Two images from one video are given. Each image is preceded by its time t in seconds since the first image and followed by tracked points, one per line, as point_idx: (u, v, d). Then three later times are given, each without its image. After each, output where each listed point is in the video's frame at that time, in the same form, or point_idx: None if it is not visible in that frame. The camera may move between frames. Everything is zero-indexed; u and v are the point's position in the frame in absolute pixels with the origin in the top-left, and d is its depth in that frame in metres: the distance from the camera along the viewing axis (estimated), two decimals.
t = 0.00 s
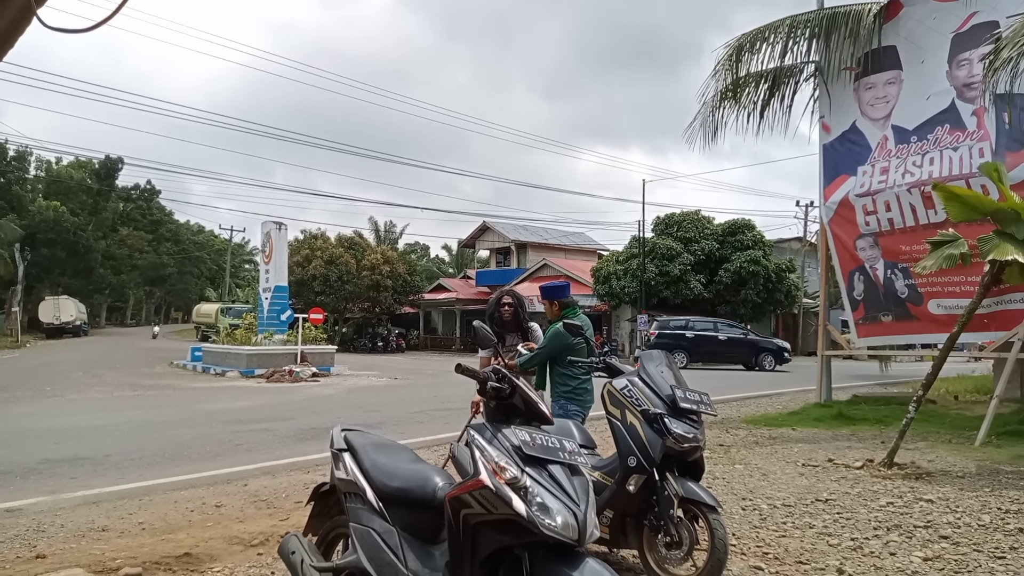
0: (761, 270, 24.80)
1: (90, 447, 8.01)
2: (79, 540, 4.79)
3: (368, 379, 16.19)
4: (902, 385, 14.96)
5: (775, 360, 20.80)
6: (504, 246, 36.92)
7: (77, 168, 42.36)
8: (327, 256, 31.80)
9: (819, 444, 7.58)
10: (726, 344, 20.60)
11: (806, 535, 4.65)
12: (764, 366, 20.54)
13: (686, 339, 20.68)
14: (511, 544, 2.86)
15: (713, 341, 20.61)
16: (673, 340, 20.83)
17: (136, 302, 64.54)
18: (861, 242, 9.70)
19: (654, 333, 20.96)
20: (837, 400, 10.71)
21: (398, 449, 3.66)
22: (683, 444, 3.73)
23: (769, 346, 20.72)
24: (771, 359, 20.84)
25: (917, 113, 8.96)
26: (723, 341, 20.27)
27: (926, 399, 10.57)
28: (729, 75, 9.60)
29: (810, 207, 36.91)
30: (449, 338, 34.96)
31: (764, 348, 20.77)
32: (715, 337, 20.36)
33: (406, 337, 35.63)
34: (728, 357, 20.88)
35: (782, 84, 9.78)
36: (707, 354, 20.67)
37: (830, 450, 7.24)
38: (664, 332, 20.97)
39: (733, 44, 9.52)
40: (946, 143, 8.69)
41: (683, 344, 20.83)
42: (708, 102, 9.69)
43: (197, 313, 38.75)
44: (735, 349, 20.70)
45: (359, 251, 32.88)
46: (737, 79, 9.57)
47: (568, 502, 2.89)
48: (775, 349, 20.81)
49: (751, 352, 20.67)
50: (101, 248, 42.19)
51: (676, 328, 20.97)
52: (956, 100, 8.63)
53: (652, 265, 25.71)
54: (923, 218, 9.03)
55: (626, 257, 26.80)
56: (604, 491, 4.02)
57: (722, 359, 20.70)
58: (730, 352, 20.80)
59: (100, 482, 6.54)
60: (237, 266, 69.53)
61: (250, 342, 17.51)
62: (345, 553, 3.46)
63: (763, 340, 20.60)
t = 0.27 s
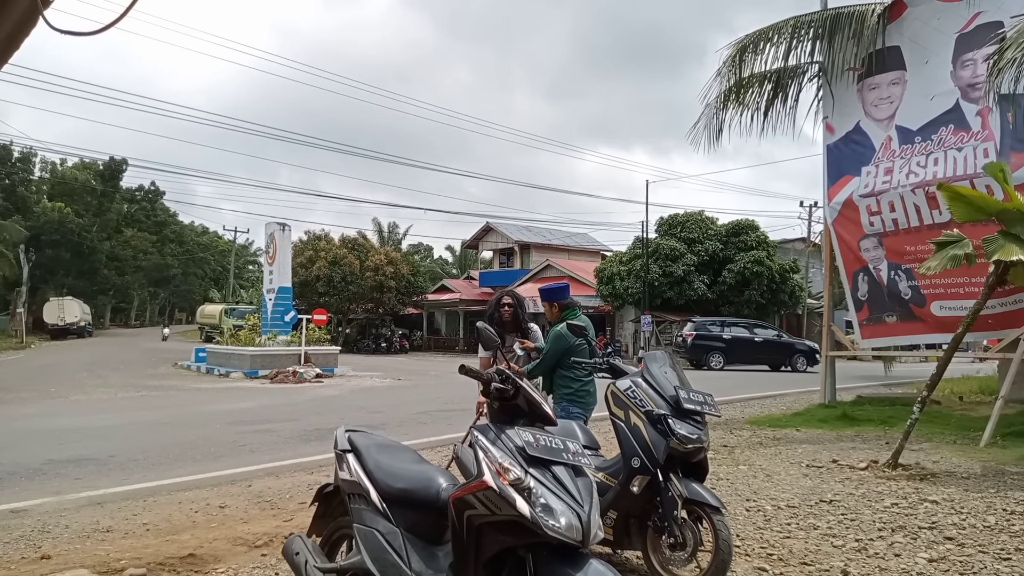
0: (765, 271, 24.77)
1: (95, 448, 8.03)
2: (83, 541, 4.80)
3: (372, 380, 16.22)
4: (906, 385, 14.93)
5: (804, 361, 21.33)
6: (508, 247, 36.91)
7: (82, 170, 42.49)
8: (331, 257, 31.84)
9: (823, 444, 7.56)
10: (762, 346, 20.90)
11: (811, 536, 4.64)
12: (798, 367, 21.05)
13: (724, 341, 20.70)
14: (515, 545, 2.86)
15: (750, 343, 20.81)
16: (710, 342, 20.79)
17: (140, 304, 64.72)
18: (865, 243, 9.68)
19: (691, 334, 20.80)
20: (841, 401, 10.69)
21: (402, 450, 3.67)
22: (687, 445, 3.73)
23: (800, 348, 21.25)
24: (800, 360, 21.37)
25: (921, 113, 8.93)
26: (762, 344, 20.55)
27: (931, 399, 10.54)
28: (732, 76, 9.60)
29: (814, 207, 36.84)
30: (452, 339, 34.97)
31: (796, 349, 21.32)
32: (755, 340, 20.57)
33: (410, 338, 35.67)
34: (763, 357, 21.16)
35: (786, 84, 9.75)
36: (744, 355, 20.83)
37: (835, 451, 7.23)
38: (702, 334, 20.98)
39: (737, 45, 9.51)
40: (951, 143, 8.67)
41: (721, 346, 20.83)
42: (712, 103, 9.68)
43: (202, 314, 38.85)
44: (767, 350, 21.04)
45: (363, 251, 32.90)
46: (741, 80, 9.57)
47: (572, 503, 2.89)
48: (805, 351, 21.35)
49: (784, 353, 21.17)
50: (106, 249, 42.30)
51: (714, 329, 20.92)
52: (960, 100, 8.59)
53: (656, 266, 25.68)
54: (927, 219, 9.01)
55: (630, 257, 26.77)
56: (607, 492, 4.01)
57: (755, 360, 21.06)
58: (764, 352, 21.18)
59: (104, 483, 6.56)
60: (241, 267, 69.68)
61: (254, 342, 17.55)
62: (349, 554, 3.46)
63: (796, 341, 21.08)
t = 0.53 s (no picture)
0: (769, 270, 24.75)
1: (99, 446, 8.06)
2: (88, 538, 4.82)
3: (375, 379, 16.24)
4: (910, 385, 14.91)
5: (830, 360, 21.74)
6: (511, 246, 36.91)
7: (86, 168, 42.60)
8: (334, 256, 31.88)
9: (826, 444, 7.55)
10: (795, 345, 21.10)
11: (814, 535, 4.64)
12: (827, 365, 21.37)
13: (759, 341, 20.81)
14: (518, 544, 2.87)
15: (784, 342, 20.96)
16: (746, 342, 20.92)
17: (144, 302, 64.89)
18: (869, 242, 9.66)
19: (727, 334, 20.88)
20: (845, 400, 10.67)
21: (405, 449, 3.67)
22: (690, 445, 3.72)
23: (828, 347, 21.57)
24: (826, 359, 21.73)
25: (925, 113, 8.92)
26: (797, 344, 20.73)
27: (935, 399, 10.52)
28: (736, 76, 9.59)
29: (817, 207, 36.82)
30: (455, 338, 34.99)
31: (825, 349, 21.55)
32: (790, 341, 20.72)
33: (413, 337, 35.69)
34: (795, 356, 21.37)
35: (789, 84, 9.74)
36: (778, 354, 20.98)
37: (838, 450, 7.22)
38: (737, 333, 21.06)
39: (740, 44, 9.50)
40: (955, 143, 8.65)
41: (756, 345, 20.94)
42: (715, 102, 9.67)
43: (205, 312, 38.93)
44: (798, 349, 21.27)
45: (366, 250, 32.92)
46: (744, 79, 9.56)
47: (575, 502, 2.89)
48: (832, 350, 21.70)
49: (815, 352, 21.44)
50: (110, 248, 42.40)
51: (749, 329, 21.00)
52: (965, 99, 8.58)
53: (659, 265, 25.66)
54: (931, 218, 8.99)
55: (633, 256, 26.74)
56: (610, 491, 4.01)
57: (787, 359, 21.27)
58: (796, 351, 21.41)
59: (108, 481, 6.58)
60: (244, 265, 69.80)
61: (257, 341, 17.58)
62: (352, 552, 3.48)
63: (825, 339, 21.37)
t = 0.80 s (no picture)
0: (771, 270, 24.73)
1: (101, 445, 8.06)
2: (90, 537, 4.83)
3: (377, 378, 16.25)
4: (913, 385, 14.87)
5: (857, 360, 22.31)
6: (513, 246, 36.91)
7: (89, 168, 42.65)
8: (337, 255, 31.90)
9: (829, 444, 7.54)
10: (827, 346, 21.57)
11: (817, 536, 4.64)
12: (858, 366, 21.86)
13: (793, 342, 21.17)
14: (521, 543, 2.87)
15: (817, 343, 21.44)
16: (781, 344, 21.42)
17: (147, 302, 64.97)
18: (872, 242, 9.65)
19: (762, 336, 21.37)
20: (847, 401, 10.65)
21: (407, 448, 3.67)
22: (693, 444, 3.72)
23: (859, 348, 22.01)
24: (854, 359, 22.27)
25: (929, 112, 8.91)
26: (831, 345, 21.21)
27: (938, 400, 10.50)
28: (738, 76, 9.59)
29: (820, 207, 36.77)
30: (457, 337, 34.99)
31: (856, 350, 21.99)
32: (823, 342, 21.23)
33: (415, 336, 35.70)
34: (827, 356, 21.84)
35: (793, 84, 9.72)
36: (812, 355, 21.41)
37: (841, 450, 7.21)
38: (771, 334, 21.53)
39: (743, 45, 9.50)
40: (959, 143, 8.64)
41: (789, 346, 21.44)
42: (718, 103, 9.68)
43: (208, 312, 38.97)
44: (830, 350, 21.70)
45: (368, 250, 32.93)
46: (747, 79, 9.56)
47: (578, 501, 2.88)
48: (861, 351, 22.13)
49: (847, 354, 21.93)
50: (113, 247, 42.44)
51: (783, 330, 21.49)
52: (969, 99, 8.57)
53: (662, 265, 25.64)
54: (935, 218, 8.97)
55: (635, 256, 26.69)
56: (613, 491, 4.00)
57: (821, 358, 21.62)
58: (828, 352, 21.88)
59: (111, 480, 6.59)
60: (247, 265, 69.86)
61: (259, 340, 17.59)
62: (355, 551, 3.48)
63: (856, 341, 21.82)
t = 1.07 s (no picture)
0: (772, 266, 24.72)
1: (103, 440, 8.08)
2: (91, 531, 4.84)
3: (378, 373, 16.25)
4: (913, 381, 14.86)
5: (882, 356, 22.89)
6: (514, 241, 36.88)
7: (89, 162, 42.58)
8: (337, 250, 31.90)
9: (829, 440, 7.55)
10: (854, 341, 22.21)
11: (817, 531, 4.65)
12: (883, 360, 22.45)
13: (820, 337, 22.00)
14: (522, 537, 2.88)
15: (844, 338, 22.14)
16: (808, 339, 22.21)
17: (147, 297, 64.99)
18: (873, 238, 9.66)
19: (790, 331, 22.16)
20: (848, 397, 10.66)
21: (408, 442, 3.67)
22: (694, 439, 3.73)
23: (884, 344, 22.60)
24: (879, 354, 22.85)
25: (930, 108, 8.90)
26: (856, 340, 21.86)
27: (938, 395, 10.51)
28: (739, 71, 9.56)
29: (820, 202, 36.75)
30: (457, 333, 35.01)
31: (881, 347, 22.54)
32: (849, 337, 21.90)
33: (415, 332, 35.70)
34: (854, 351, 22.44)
35: (794, 79, 9.71)
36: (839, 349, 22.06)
37: (841, 446, 7.22)
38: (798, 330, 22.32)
39: (744, 39, 9.46)
40: (960, 138, 8.62)
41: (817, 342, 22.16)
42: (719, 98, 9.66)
43: (209, 306, 38.97)
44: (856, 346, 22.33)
45: (368, 245, 32.91)
46: (749, 74, 9.53)
47: (578, 496, 2.89)
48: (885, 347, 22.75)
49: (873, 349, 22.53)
50: (114, 242, 42.42)
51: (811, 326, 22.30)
52: (970, 94, 8.54)
53: (662, 261, 25.64)
54: (936, 214, 8.97)
55: (635, 252, 26.65)
56: (613, 485, 4.01)
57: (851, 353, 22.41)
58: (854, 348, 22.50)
59: (112, 474, 6.60)
60: (247, 260, 69.84)
61: (260, 335, 17.59)
62: (356, 545, 3.49)
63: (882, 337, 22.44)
